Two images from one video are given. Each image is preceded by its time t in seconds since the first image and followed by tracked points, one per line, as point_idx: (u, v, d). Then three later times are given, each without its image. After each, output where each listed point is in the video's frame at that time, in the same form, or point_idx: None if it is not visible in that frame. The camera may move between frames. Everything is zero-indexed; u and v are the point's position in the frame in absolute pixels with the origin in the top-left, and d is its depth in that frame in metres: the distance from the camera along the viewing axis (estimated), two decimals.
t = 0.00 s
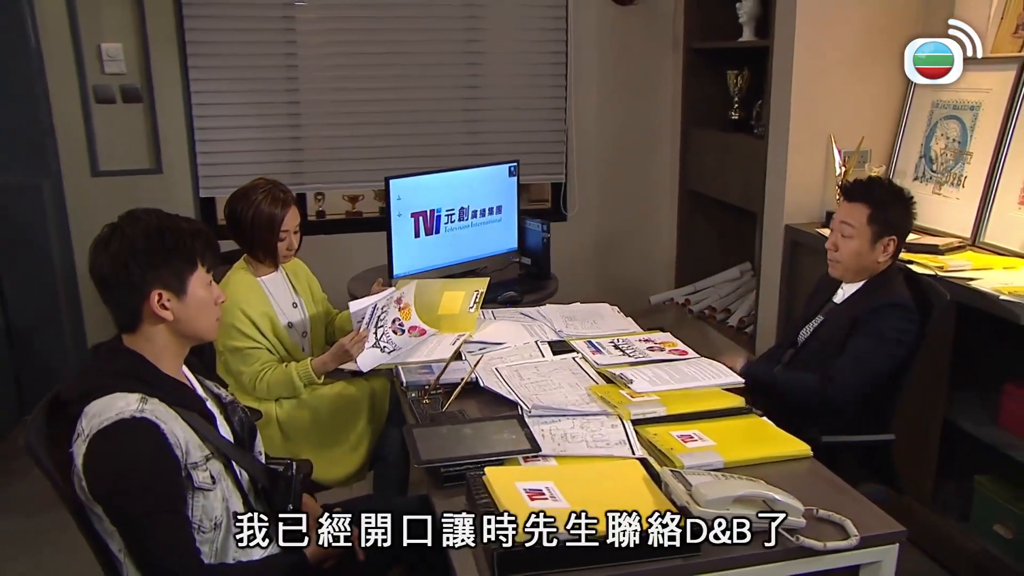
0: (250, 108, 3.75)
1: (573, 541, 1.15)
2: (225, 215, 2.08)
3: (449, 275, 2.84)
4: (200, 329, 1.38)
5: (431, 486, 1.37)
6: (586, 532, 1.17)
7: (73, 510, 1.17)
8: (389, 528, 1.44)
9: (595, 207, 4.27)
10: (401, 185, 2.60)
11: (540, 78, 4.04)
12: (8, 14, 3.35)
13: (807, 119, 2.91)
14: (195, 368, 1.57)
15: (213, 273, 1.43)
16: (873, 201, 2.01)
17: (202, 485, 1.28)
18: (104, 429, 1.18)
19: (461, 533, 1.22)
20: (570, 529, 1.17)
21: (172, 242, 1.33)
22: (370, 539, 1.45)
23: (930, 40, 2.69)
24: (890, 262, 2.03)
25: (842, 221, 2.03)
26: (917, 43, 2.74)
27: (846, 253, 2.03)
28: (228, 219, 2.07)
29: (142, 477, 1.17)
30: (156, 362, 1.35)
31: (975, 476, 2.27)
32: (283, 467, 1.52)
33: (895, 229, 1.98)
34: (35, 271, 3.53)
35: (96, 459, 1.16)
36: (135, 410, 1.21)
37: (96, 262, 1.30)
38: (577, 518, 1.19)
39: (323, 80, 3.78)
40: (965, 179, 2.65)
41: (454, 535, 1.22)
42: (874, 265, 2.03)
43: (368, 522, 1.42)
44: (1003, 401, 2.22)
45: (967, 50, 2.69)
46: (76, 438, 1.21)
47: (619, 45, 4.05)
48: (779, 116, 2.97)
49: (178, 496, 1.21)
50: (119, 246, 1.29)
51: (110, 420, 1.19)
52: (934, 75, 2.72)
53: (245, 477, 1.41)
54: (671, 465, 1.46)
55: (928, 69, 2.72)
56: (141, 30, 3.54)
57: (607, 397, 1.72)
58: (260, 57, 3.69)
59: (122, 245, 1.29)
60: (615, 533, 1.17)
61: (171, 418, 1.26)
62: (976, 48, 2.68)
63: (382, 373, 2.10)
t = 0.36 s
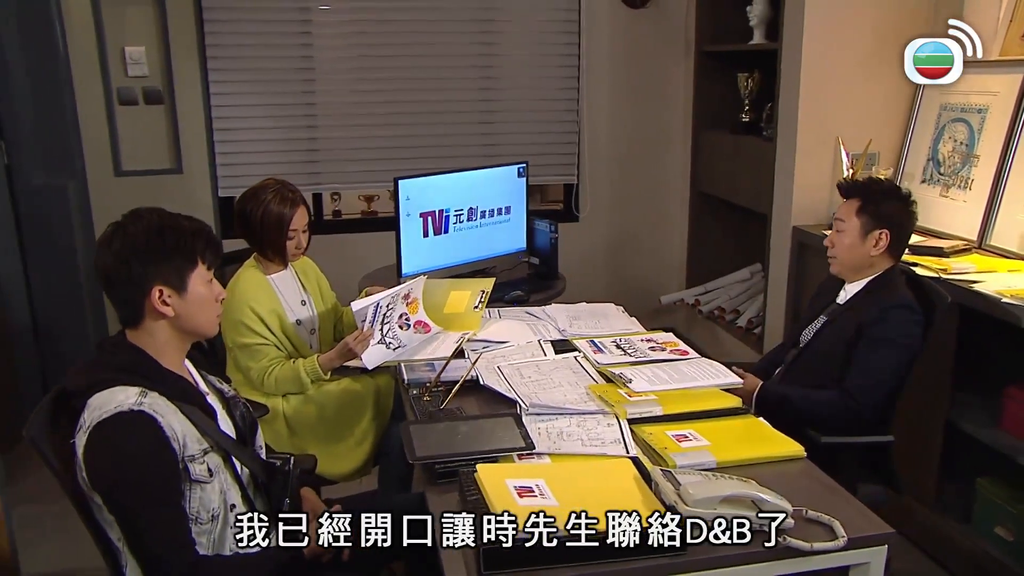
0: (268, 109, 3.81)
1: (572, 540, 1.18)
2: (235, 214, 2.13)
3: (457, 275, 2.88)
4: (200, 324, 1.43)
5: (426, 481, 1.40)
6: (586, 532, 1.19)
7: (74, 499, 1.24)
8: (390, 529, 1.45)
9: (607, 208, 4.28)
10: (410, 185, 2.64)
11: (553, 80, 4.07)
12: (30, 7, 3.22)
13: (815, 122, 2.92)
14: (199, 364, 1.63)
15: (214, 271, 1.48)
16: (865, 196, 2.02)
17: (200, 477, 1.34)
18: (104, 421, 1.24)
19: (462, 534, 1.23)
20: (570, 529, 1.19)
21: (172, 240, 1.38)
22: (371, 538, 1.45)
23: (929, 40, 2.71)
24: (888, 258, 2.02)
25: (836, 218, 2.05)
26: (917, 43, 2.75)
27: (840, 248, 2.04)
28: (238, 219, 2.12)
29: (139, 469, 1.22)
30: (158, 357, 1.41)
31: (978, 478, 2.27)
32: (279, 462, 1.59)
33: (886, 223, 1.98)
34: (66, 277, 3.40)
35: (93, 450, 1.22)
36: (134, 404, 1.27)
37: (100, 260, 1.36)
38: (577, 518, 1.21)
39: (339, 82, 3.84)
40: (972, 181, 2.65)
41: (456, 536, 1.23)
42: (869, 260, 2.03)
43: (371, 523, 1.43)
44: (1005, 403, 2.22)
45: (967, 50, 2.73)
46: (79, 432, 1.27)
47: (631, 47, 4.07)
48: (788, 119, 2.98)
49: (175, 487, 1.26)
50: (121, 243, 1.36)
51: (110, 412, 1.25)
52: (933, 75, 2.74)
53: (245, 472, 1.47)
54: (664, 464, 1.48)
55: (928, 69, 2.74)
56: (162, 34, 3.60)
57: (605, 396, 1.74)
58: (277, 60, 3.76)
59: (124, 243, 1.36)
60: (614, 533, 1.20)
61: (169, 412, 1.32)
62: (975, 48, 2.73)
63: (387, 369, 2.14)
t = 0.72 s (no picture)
0: (282, 110, 3.86)
1: (574, 540, 1.21)
2: (243, 214, 2.17)
3: (465, 274, 2.91)
4: (202, 321, 1.47)
5: (421, 478, 1.43)
6: (586, 532, 1.21)
7: (77, 491, 1.28)
8: (390, 529, 1.46)
9: (618, 209, 4.29)
10: (418, 186, 2.67)
11: (564, 81, 4.08)
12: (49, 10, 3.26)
13: (823, 124, 2.92)
14: (199, 361, 1.67)
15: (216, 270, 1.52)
16: (860, 201, 2.03)
17: (200, 472, 1.38)
18: (106, 416, 1.28)
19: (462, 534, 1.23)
20: (570, 529, 1.21)
21: (175, 240, 1.42)
22: (371, 538, 1.47)
23: (929, 41, 2.74)
24: (888, 262, 2.03)
25: (833, 225, 2.07)
26: (918, 43, 2.78)
27: (838, 255, 2.05)
28: (246, 219, 2.16)
29: (139, 464, 1.25)
30: (159, 353, 1.45)
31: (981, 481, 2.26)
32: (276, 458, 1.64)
33: (882, 229, 1.99)
34: (85, 273, 3.46)
35: (97, 445, 1.26)
36: (135, 400, 1.31)
37: (104, 258, 1.40)
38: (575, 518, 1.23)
39: (352, 83, 3.89)
40: (979, 184, 2.64)
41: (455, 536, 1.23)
42: (867, 266, 2.04)
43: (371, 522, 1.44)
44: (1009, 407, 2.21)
45: (967, 50, 2.75)
46: (83, 427, 1.30)
47: (642, 48, 4.07)
48: (796, 122, 2.98)
49: (175, 481, 1.29)
50: (125, 243, 1.39)
51: (113, 408, 1.29)
52: (934, 75, 2.78)
53: (245, 467, 1.51)
54: (657, 464, 1.49)
55: (928, 69, 2.77)
56: (180, 36, 3.64)
57: (602, 396, 1.76)
58: (291, 61, 3.81)
59: (128, 243, 1.39)
60: (614, 532, 1.22)
61: (171, 407, 1.36)
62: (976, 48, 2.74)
63: (391, 366, 2.18)
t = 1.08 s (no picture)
0: (294, 109, 3.89)
1: (568, 536, 1.20)
2: (248, 213, 2.19)
3: (472, 272, 2.91)
4: (202, 320, 1.49)
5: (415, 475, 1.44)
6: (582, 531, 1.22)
7: (77, 490, 1.30)
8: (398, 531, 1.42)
9: (629, 210, 4.27)
10: (424, 184, 2.68)
11: (575, 80, 4.07)
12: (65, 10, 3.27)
13: (832, 125, 2.90)
14: (198, 356, 1.69)
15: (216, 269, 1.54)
16: (864, 212, 2.00)
17: (197, 468, 1.39)
18: (104, 410, 1.29)
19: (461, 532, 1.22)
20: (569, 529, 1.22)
21: (175, 239, 1.43)
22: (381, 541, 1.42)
23: (930, 41, 2.77)
24: (892, 274, 2.02)
25: (835, 234, 2.05)
26: (917, 43, 2.80)
27: (839, 264, 2.04)
28: (252, 218, 2.18)
29: (136, 457, 1.27)
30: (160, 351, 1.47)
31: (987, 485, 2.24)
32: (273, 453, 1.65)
33: (882, 242, 1.97)
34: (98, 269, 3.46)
35: (95, 439, 1.27)
36: (133, 395, 1.32)
37: (107, 257, 1.41)
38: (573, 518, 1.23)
39: (363, 83, 3.91)
40: (990, 185, 2.62)
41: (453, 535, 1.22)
42: (868, 276, 2.03)
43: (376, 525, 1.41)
44: (1017, 410, 2.19)
45: (967, 50, 2.80)
46: (83, 422, 1.32)
47: (654, 48, 4.06)
48: (806, 122, 2.96)
49: (172, 476, 1.31)
50: (127, 243, 1.41)
51: (111, 403, 1.31)
52: (933, 75, 2.81)
53: (242, 464, 1.52)
54: (652, 465, 1.49)
55: (928, 69, 2.80)
56: (195, 43, 3.64)
57: (601, 396, 1.76)
58: (304, 61, 3.84)
59: (129, 242, 1.41)
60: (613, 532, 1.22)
61: (168, 403, 1.38)
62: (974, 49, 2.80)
63: (394, 364, 2.19)
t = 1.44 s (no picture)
0: (306, 108, 3.91)
1: (553, 538, 1.22)
2: (254, 212, 2.20)
3: (478, 271, 2.92)
4: (211, 316, 1.51)
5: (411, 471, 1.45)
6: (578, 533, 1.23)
7: (77, 478, 1.32)
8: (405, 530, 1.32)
9: (639, 209, 4.27)
10: (430, 183, 2.69)
11: (586, 80, 4.07)
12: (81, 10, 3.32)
13: (842, 125, 2.88)
14: (202, 351, 1.71)
15: (223, 266, 1.56)
16: (872, 214, 1.97)
17: (200, 463, 1.40)
18: (111, 402, 1.31)
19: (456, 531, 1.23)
20: (569, 530, 1.22)
21: (186, 236, 1.45)
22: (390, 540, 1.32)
23: (930, 41, 2.80)
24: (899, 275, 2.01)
25: (842, 238, 2.01)
26: (916, 43, 2.81)
27: (848, 269, 2.01)
28: (258, 217, 2.19)
29: (140, 450, 1.29)
30: (168, 346, 1.49)
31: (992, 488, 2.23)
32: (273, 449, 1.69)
33: (895, 244, 1.95)
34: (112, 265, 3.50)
35: (99, 431, 1.29)
36: (139, 389, 1.34)
37: (118, 253, 1.43)
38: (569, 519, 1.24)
39: (374, 82, 3.93)
40: (1000, 186, 2.60)
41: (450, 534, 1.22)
42: (877, 279, 2.01)
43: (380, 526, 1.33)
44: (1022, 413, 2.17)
45: (968, 50, 2.84)
46: (89, 414, 1.34)
47: (665, 47, 4.05)
48: (815, 122, 2.95)
49: (173, 469, 1.32)
50: (139, 239, 1.42)
51: (117, 395, 1.32)
52: (934, 75, 2.84)
53: (242, 459, 1.53)
54: (647, 464, 1.49)
55: (929, 69, 2.83)
56: (208, 39, 3.71)
57: (600, 395, 1.76)
58: (315, 61, 3.86)
59: (141, 238, 1.42)
60: (608, 532, 1.24)
61: (173, 398, 1.39)
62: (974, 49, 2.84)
63: (398, 363, 2.21)
